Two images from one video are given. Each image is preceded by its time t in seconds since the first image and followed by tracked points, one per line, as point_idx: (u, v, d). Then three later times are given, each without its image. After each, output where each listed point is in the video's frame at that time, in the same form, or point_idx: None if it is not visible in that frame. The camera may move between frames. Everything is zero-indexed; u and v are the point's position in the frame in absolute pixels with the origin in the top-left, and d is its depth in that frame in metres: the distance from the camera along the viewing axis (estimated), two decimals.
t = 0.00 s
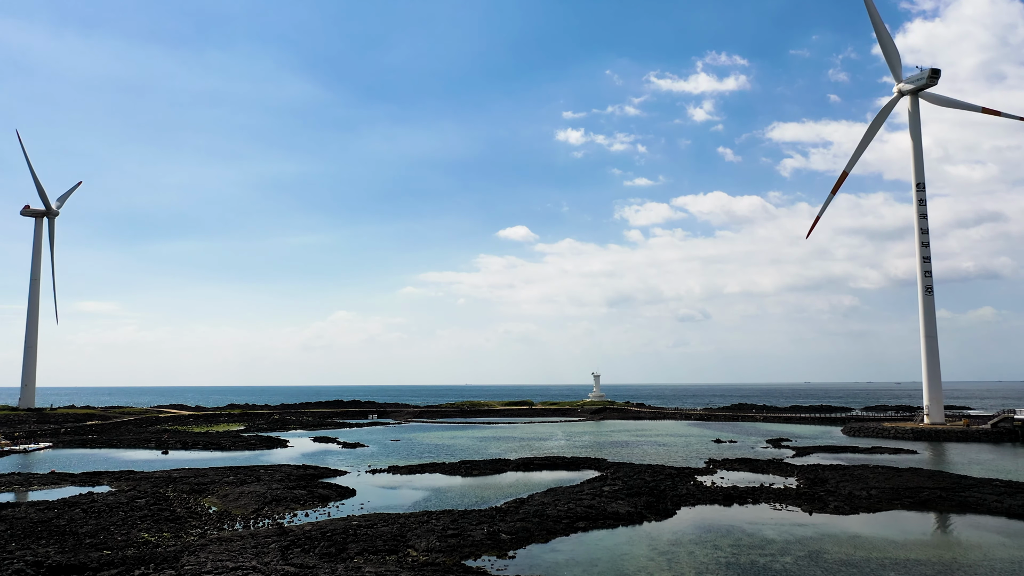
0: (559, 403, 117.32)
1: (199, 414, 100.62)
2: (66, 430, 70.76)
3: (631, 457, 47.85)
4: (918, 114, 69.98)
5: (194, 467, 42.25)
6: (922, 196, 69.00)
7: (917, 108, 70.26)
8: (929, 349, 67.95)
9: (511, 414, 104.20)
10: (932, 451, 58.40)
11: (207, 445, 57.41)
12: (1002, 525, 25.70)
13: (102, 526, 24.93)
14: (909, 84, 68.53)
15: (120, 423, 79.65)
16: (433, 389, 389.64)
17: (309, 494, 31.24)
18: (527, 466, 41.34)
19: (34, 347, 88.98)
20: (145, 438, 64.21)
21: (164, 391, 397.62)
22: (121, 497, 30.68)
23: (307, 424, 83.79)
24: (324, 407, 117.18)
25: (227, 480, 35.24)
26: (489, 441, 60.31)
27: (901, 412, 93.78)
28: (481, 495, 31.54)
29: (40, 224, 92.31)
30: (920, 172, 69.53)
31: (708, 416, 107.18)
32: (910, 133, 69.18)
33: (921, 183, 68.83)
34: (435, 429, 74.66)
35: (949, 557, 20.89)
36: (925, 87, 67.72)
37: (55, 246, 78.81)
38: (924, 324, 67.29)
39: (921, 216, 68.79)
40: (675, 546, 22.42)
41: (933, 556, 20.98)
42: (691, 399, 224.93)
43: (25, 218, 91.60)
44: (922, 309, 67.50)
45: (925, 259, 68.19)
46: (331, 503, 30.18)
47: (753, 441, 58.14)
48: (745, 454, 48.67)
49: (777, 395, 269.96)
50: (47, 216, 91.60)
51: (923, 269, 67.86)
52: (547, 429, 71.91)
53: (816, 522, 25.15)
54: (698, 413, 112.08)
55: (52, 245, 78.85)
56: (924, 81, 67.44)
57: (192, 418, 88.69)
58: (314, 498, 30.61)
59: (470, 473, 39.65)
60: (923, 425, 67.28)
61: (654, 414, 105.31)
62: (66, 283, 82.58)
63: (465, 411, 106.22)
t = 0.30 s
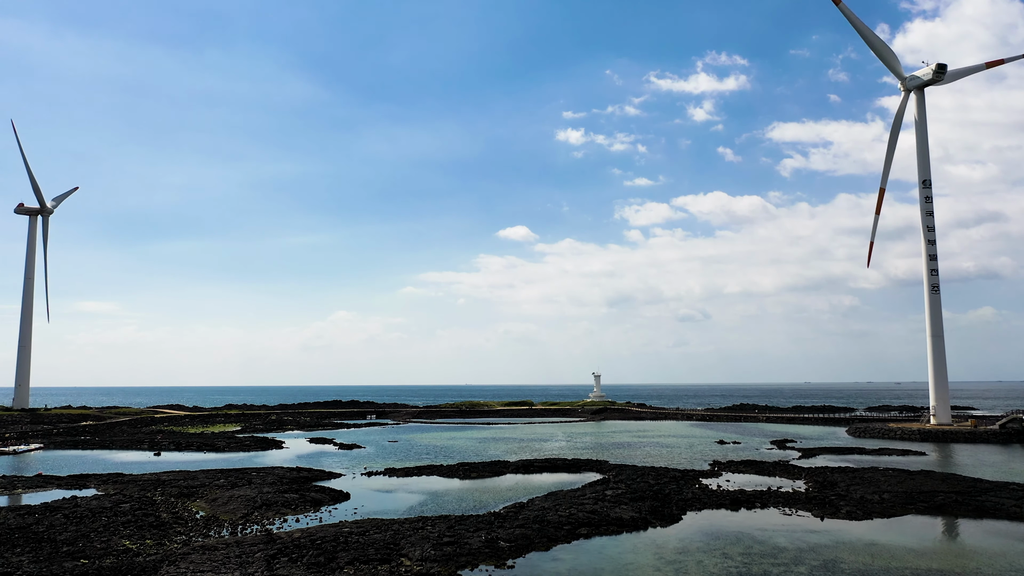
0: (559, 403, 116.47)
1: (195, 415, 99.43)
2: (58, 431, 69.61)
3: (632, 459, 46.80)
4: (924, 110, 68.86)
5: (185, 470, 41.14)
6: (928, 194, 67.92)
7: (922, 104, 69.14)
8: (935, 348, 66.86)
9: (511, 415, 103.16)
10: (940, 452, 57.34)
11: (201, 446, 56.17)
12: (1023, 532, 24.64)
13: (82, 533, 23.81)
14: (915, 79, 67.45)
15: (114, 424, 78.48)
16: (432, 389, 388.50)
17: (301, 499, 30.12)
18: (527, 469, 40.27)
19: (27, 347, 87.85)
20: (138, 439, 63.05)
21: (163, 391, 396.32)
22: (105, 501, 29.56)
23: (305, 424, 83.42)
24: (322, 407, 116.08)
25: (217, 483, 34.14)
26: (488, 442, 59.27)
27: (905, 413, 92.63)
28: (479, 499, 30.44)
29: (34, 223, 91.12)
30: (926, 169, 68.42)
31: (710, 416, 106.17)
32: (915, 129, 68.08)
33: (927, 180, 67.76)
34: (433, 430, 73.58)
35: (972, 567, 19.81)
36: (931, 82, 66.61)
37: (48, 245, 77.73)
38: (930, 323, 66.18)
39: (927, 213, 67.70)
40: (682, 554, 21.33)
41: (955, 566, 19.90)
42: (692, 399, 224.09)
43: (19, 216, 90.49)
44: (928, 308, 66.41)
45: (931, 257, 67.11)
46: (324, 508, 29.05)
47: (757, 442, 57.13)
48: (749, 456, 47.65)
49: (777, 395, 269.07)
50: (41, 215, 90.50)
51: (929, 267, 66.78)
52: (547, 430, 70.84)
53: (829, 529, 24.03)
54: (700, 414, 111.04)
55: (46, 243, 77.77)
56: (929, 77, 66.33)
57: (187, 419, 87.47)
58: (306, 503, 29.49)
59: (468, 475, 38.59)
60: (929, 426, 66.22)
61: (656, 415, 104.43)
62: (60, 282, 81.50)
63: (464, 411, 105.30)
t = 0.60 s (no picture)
0: (559, 403, 115.41)
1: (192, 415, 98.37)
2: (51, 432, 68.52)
3: (635, 461, 45.73)
4: (930, 106, 67.74)
5: (176, 473, 40.05)
6: (935, 191, 66.79)
7: (929, 100, 68.03)
8: (942, 347, 65.75)
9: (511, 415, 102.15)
10: (949, 454, 56.16)
11: (194, 448, 54.98)
12: None
13: (60, 541, 22.64)
14: (921, 75, 66.34)
15: (108, 425, 77.25)
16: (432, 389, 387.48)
17: (292, 503, 28.94)
18: (527, 471, 39.18)
19: (21, 346, 86.72)
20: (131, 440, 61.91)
21: (162, 392, 395.32)
22: (88, 505, 28.38)
23: (302, 425, 83.06)
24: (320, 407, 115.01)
25: (207, 487, 33.01)
26: (487, 443, 58.17)
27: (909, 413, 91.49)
28: (477, 504, 29.33)
29: (28, 221, 90.01)
30: (932, 165, 67.31)
31: (712, 416, 105.31)
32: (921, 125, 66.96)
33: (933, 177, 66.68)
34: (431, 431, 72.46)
35: None
36: (937, 77, 65.48)
37: (42, 243, 76.59)
38: (937, 322, 65.01)
39: (934, 211, 66.57)
40: (691, 564, 20.23)
41: None
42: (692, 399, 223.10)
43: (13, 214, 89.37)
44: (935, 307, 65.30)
45: (938, 256, 66.01)
46: (316, 513, 27.94)
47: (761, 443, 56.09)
48: (754, 458, 46.59)
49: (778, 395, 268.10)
50: (35, 213, 89.41)
51: (936, 265, 65.69)
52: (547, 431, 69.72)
53: (844, 536, 22.94)
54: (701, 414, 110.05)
55: (39, 241, 76.65)
56: (936, 71, 65.22)
57: (183, 419, 86.20)
58: (297, 508, 28.31)
59: (467, 478, 37.52)
60: (936, 426, 65.08)
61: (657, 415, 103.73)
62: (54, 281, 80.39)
63: (463, 411, 104.30)
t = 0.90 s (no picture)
0: (560, 403, 114.42)
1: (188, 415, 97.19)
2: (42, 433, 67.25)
3: (638, 463, 44.62)
4: (937, 101, 66.66)
5: (166, 476, 38.92)
6: (942, 187, 65.73)
7: (935, 96, 66.90)
8: (949, 347, 64.67)
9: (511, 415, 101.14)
10: (957, 456, 55.01)
11: (187, 449, 53.79)
12: None
13: (35, 549, 21.47)
14: (927, 70, 65.31)
15: (101, 425, 76.00)
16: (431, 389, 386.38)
17: (283, 508, 27.79)
18: (526, 474, 38.07)
19: (13, 346, 85.54)
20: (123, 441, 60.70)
21: (161, 392, 394.19)
22: (70, 510, 27.22)
23: (299, 425, 82.86)
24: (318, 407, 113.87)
25: (195, 491, 31.87)
26: (486, 445, 57.02)
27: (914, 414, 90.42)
28: (475, 509, 28.17)
29: (22, 219, 88.84)
30: (939, 162, 66.17)
31: (714, 416, 104.68)
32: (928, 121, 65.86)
33: (940, 174, 65.65)
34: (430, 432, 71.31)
35: None
36: (944, 72, 64.32)
37: (34, 241, 75.41)
38: (943, 321, 63.79)
39: (941, 208, 65.51)
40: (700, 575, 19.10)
41: None
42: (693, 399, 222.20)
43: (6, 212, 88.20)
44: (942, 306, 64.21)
45: (945, 254, 64.94)
46: (307, 518, 26.81)
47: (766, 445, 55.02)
48: (759, 460, 45.52)
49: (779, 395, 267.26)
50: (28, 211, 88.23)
51: (942, 263, 64.63)
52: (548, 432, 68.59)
53: (860, 544, 21.87)
54: (703, 414, 108.96)
55: (32, 239, 75.48)
56: (942, 67, 64.08)
57: (177, 420, 84.95)
58: (287, 513, 27.17)
59: (464, 481, 36.42)
60: (943, 427, 64.00)
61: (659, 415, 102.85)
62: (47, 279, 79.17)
63: (462, 411, 103.25)
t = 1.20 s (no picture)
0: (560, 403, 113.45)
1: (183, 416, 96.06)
2: (34, 433, 66.11)
3: (640, 465, 43.49)
4: (944, 96, 65.52)
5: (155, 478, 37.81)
6: (949, 184, 64.61)
7: (943, 91, 65.72)
8: (957, 347, 63.54)
9: (510, 416, 100.06)
10: (967, 458, 53.85)
11: (180, 451, 52.69)
12: None
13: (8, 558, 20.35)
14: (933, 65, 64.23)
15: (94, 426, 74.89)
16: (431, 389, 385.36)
17: (272, 514, 26.63)
18: (526, 476, 36.93)
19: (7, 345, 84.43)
20: (115, 443, 59.55)
21: (160, 392, 392.93)
22: (49, 516, 26.09)
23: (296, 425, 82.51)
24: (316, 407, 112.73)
25: (183, 495, 30.76)
26: (485, 446, 55.85)
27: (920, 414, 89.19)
28: (473, 514, 27.03)
29: (16, 217, 87.77)
30: (946, 158, 65.04)
31: (715, 416, 104.34)
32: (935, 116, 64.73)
33: (946, 170, 64.54)
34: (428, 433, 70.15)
35: None
36: (952, 67, 63.18)
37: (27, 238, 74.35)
38: (951, 320, 62.63)
39: (948, 205, 64.39)
40: None
41: None
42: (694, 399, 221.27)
43: None
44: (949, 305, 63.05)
45: (952, 251, 63.82)
46: (297, 525, 25.68)
47: (770, 446, 53.95)
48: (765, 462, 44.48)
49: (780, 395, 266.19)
50: (22, 208, 87.19)
51: (950, 261, 63.51)
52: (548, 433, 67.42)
53: (878, 553, 20.80)
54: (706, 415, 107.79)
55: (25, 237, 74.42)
56: (949, 61, 62.93)
57: (173, 420, 83.81)
58: (277, 519, 26.01)
59: (462, 484, 35.29)
60: (951, 428, 62.81)
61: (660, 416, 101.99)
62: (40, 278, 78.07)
63: (462, 412, 102.20)
